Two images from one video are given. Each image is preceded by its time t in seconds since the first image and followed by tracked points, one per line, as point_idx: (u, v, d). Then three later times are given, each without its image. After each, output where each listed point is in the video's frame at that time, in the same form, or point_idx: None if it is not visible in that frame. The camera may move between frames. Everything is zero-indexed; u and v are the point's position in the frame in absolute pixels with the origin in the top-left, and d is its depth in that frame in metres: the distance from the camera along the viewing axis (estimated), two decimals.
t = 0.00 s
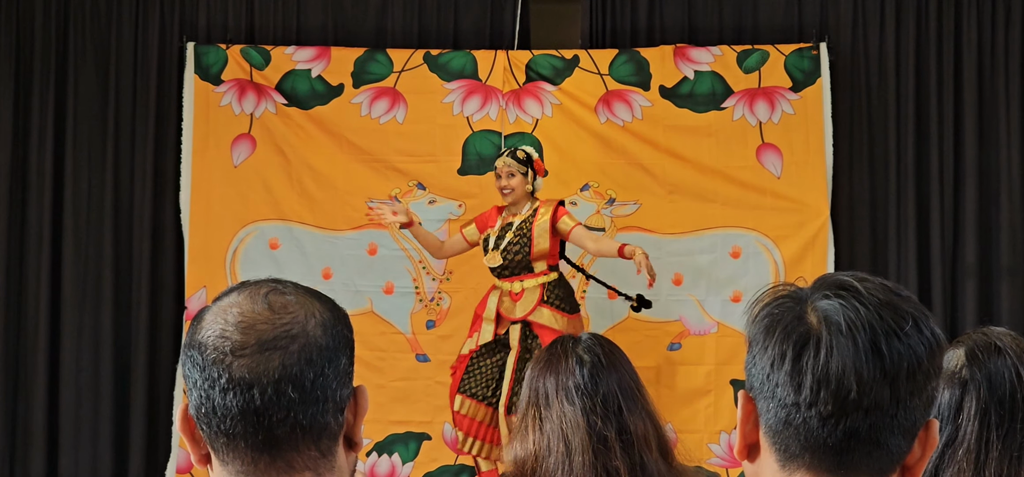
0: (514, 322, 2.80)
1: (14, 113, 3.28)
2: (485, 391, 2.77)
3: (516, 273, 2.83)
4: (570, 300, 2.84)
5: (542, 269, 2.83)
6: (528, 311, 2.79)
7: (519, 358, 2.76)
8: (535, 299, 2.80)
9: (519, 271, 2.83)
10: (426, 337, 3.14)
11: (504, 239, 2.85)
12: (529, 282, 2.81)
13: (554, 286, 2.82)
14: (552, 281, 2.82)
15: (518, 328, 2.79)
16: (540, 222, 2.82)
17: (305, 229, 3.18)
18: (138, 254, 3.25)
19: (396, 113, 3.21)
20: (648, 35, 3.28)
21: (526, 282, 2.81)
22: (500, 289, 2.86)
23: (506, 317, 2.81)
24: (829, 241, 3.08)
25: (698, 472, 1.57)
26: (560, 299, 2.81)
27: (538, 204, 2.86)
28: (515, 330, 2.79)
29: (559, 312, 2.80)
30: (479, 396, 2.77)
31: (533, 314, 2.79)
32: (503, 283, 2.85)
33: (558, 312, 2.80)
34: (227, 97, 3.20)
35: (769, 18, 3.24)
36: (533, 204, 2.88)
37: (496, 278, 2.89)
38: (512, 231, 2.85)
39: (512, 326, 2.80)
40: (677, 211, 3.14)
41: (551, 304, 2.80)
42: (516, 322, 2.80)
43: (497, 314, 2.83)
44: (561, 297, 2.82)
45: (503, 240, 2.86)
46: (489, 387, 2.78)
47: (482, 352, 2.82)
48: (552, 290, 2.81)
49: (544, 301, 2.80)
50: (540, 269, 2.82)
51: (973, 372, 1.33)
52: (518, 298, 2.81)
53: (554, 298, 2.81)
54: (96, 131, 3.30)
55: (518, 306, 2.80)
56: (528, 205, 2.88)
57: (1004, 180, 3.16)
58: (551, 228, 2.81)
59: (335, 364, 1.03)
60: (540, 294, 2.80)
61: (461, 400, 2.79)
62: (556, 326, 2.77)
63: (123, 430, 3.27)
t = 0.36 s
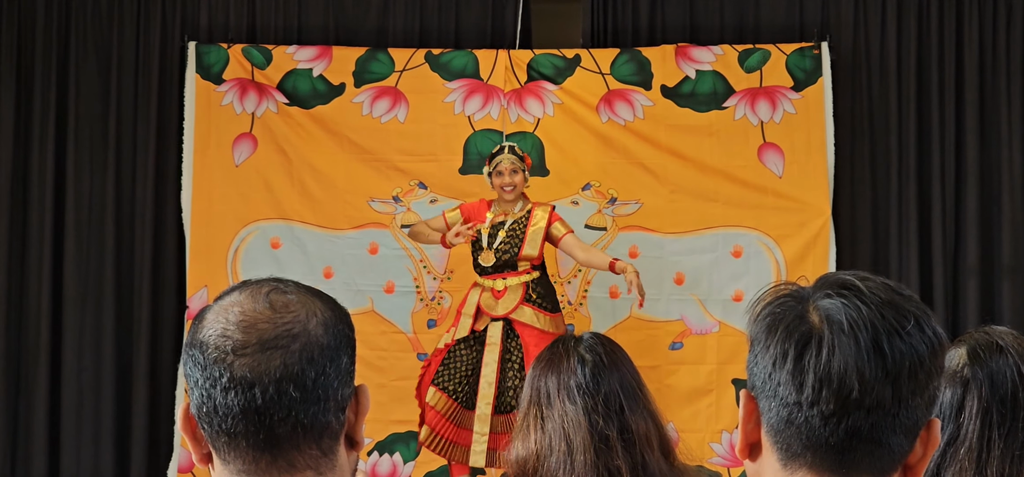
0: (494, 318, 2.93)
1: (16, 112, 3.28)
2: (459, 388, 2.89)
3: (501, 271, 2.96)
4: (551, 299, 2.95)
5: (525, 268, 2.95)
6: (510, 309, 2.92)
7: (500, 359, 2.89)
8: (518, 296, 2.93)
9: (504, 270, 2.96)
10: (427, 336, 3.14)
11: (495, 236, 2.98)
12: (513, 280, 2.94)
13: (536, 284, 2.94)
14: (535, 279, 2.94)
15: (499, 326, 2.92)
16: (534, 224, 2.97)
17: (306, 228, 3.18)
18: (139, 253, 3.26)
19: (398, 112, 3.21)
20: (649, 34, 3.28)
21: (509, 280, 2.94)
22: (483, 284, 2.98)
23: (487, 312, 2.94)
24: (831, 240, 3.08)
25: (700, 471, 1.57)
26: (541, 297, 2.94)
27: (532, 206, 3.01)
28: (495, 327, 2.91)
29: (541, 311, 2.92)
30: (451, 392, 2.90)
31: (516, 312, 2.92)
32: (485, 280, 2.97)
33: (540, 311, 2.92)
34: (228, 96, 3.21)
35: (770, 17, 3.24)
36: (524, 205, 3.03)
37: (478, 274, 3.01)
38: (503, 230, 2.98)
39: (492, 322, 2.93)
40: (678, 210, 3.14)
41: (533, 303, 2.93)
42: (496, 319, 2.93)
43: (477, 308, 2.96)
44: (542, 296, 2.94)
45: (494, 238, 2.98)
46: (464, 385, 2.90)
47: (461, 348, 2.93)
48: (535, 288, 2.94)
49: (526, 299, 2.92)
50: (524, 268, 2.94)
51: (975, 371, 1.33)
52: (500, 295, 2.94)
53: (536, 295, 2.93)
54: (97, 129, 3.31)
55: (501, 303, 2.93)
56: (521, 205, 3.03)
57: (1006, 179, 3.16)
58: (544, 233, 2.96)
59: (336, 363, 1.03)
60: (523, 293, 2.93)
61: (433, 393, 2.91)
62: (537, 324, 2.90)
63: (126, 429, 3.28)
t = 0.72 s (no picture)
0: (472, 325, 2.89)
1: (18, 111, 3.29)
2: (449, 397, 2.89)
3: (481, 277, 2.90)
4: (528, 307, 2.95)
5: (506, 277, 2.91)
6: (489, 317, 2.88)
7: (483, 366, 2.88)
8: (497, 304, 2.89)
9: (484, 276, 2.90)
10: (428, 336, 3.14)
11: (479, 241, 2.91)
12: (493, 288, 2.89)
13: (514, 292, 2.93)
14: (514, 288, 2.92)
15: (478, 332, 2.89)
16: (520, 233, 2.91)
17: (307, 228, 3.18)
18: (140, 253, 3.26)
19: (399, 112, 3.21)
20: (651, 34, 3.28)
21: (489, 288, 2.89)
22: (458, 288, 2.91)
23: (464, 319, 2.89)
24: (832, 240, 3.08)
25: (701, 471, 1.57)
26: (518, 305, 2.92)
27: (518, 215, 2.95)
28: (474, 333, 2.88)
29: (519, 319, 2.91)
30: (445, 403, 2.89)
31: (494, 320, 2.89)
32: (464, 283, 2.91)
33: (519, 319, 2.91)
34: (230, 96, 3.21)
35: (772, 17, 3.24)
36: (509, 210, 2.96)
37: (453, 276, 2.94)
38: (489, 235, 2.91)
39: (470, 329, 2.89)
40: (679, 210, 3.14)
41: (512, 311, 2.91)
42: (474, 326, 2.89)
43: (455, 314, 2.91)
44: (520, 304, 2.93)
45: (477, 242, 2.91)
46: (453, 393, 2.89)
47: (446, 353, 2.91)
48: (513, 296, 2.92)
49: (506, 307, 2.90)
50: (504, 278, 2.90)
51: (976, 371, 1.33)
52: (479, 302, 2.89)
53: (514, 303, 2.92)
54: (99, 129, 3.31)
55: (479, 310, 2.88)
56: (505, 211, 2.95)
57: (1007, 179, 3.16)
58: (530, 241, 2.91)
59: (337, 363, 1.03)
60: (502, 301, 2.90)
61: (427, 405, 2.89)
62: (517, 331, 2.89)
63: (127, 429, 3.28)
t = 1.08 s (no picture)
0: (471, 307, 2.87)
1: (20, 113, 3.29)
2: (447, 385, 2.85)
3: (480, 260, 2.89)
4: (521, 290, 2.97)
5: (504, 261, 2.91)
6: (488, 299, 2.87)
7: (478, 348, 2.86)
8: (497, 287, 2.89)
9: (482, 259, 2.89)
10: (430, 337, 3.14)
11: (479, 224, 2.90)
12: (492, 271, 2.89)
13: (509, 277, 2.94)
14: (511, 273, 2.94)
15: (477, 314, 2.87)
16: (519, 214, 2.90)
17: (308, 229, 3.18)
18: (142, 254, 3.26)
19: (401, 112, 3.21)
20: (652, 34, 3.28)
21: (489, 270, 2.88)
22: (456, 270, 2.90)
23: (462, 300, 2.88)
24: (834, 240, 3.08)
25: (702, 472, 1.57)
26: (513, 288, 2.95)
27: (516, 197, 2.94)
28: (473, 315, 2.87)
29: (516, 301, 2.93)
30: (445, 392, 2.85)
31: (494, 302, 2.88)
32: (461, 265, 2.90)
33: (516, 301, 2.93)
34: (231, 96, 3.21)
35: (773, 18, 3.24)
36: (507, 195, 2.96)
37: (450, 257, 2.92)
38: (488, 217, 2.90)
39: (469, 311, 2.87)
40: (681, 211, 3.14)
41: (509, 294, 2.92)
42: (473, 307, 2.87)
43: (453, 295, 2.89)
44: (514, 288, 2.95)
45: (477, 225, 2.90)
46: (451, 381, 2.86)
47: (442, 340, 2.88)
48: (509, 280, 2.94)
49: (504, 290, 2.91)
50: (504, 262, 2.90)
51: (977, 372, 1.33)
52: (479, 284, 2.88)
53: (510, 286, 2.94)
54: (100, 130, 3.31)
55: (479, 292, 2.87)
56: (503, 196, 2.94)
57: (1008, 180, 3.16)
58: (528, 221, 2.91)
59: (337, 364, 1.03)
60: (501, 284, 2.90)
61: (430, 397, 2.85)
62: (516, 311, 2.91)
63: (129, 430, 3.29)
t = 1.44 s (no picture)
0: (475, 323, 2.90)
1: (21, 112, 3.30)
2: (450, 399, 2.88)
3: (482, 274, 2.91)
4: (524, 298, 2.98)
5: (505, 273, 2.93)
6: (491, 314, 2.90)
7: (483, 364, 2.88)
8: (500, 301, 2.91)
9: (485, 274, 2.91)
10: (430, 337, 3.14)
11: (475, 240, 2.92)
12: (495, 286, 2.90)
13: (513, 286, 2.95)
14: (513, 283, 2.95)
15: (480, 330, 2.89)
16: (513, 222, 2.93)
17: (309, 229, 3.19)
18: (144, 254, 3.27)
19: (402, 113, 3.21)
20: (654, 35, 3.28)
21: (491, 285, 2.90)
22: (458, 284, 2.92)
23: (465, 315, 2.90)
24: (836, 241, 3.08)
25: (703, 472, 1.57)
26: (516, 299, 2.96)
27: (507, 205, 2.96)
28: (477, 330, 2.89)
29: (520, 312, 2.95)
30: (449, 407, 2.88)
31: (498, 317, 2.90)
32: (464, 281, 2.92)
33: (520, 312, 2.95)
34: (233, 97, 3.22)
35: (774, 18, 3.24)
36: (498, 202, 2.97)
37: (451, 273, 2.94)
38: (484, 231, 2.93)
39: (472, 327, 2.89)
40: (682, 211, 3.14)
41: (513, 308, 2.94)
42: (476, 323, 2.89)
43: (455, 311, 2.91)
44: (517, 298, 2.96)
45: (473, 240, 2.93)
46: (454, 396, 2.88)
47: (443, 353, 2.90)
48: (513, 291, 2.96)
49: (508, 305, 2.93)
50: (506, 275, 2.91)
51: (979, 372, 1.32)
52: (481, 300, 2.90)
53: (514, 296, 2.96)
54: (102, 129, 3.32)
55: (481, 308, 2.89)
56: (495, 205, 2.96)
57: (1010, 180, 3.16)
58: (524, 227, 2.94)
59: (339, 365, 1.03)
60: (504, 299, 2.92)
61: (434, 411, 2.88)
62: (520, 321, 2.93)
63: (130, 430, 3.29)
